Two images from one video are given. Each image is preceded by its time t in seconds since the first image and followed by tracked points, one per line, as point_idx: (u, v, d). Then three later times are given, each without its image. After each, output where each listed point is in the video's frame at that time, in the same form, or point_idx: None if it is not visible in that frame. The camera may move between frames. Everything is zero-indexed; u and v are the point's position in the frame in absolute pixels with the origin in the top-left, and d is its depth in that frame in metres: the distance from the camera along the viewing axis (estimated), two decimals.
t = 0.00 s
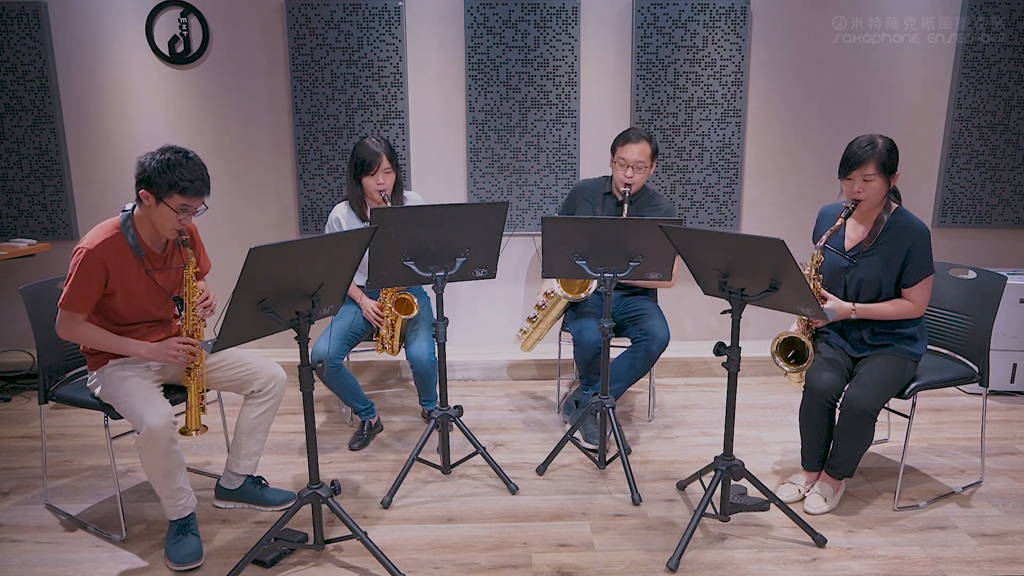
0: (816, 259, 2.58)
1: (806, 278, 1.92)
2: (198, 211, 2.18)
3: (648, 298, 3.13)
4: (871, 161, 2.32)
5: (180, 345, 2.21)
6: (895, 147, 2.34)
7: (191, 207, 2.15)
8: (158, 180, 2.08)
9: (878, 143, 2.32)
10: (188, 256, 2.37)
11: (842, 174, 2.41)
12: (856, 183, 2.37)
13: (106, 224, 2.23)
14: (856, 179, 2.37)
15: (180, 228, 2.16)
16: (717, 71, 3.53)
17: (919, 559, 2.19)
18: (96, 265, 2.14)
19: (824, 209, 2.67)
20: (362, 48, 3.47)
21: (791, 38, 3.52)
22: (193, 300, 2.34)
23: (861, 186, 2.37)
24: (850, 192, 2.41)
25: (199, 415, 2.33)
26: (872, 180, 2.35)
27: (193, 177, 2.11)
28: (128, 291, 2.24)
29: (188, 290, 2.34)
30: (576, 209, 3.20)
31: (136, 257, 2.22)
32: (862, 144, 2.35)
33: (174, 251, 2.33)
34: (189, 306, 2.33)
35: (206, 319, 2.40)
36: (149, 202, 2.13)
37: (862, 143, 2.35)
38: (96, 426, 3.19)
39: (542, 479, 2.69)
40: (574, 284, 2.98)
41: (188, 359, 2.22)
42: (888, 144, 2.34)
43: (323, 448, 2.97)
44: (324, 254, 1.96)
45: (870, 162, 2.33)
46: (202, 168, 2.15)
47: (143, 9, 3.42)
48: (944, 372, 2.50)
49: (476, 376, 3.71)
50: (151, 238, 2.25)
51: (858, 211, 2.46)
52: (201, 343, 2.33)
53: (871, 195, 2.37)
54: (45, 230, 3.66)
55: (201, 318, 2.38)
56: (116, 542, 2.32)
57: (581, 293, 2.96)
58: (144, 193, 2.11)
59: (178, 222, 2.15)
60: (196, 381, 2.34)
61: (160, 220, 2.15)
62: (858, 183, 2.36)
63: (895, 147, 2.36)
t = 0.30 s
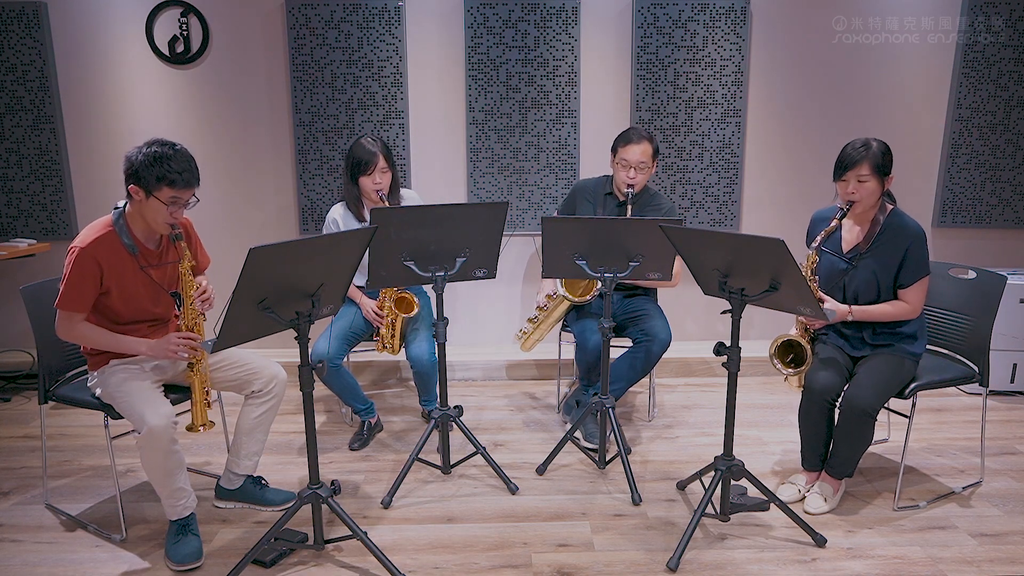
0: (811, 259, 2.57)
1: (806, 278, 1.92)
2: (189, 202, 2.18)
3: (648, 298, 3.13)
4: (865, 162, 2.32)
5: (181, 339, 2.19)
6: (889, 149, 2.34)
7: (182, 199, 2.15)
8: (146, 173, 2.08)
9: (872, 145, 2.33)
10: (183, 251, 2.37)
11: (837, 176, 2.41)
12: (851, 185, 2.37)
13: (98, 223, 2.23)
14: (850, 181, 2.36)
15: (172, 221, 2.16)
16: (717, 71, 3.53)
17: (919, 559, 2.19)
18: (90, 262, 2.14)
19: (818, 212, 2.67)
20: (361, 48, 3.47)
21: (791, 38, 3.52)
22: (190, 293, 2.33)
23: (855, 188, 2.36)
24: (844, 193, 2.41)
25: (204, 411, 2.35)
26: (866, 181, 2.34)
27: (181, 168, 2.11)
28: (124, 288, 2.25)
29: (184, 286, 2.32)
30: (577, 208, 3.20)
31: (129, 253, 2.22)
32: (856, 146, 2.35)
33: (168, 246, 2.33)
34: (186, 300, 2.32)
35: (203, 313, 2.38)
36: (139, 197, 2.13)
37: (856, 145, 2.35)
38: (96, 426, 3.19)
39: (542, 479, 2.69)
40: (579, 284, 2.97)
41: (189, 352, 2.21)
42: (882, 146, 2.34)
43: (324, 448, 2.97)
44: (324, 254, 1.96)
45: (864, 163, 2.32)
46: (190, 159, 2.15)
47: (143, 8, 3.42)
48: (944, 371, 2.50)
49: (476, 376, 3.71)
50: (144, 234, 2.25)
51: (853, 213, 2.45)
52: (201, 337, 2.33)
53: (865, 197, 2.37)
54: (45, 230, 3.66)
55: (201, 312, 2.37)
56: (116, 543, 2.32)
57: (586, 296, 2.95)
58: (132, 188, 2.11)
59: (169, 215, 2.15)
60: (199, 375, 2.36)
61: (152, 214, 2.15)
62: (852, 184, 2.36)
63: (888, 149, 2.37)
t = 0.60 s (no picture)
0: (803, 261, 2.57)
1: (806, 278, 1.92)
2: (179, 193, 2.18)
3: (648, 297, 3.13)
4: (853, 164, 2.33)
5: (181, 334, 2.17)
6: (877, 150, 2.35)
7: (171, 190, 2.15)
8: (133, 166, 2.09)
9: (860, 147, 2.33)
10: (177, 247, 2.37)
11: (827, 179, 2.42)
12: (840, 187, 2.37)
13: (90, 222, 2.23)
14: (840, 183, 2.37)
15: (163, 214, 2.16)
16: (717, 70, 3.53)
17: (919, 559, 2.19)
18: (85, 260, 2.15)
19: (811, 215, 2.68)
20: (362, 48, 3.47)
21: (791, 38, 3.52)
22: (187, 286, 2.33)
23: (845, 190, 2.37)
24: (834, 195, 2.41)
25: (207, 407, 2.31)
26: (854, 183, 2.35)
27: (167, 158, 2.12)
28: (121, 285, 2.25)
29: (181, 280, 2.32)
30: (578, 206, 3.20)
31: (123, 250, 2.22)
32: (845, 148, 2.36)
33: (162, 242, 2.34)
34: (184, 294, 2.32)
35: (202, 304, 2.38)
36: (128, 191, 2.14)
37: (844, 148, 2.37)
38: (96, 426, 3.19)
39: (542, 479, 2.69)
40: (582, 285, 2.93)
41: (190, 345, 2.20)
42: (870, 148, 2.34)
43: (324, 448, 2.97)
44: (324, 254, 1.96)
45: (852, 165, 2.33)
46: (176, 150, 2.15)
47: (143, 8, 3.42)
48: (944, 372, 2.50)
49: (476, 375, 3.71)
50: (137, 230, 2.26)
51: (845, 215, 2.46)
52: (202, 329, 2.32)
53: (855, 199, 2.37)
54: (45, 230, 3.66)
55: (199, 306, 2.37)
56: (116, 543, 2.32)
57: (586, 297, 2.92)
58: (121, 183, 2.12)
59: (160, 208, 2.15)
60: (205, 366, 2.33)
61: (144, 209, 2.15)
62: (841, 187, 2.37)
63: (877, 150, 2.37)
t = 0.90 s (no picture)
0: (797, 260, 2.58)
1: (806, 278, 1.92)
2: (166, 183, 2.18)
3: (648, 297, 3.13)
4: (842, 163, 2.33)
5: (184, 326, 2.17)
6: (867, 150, 2.35)
7: (158, 179, 2.15)
8: (117, 159, 2.09)
9: (850, 146, 2.34)
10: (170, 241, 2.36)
11: (817, 178, 2.42)
12: (830, 186, 2.37)
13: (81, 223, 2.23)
14: (830, 183, 2.37)
15: (153, 205, 2.16)
16: (717, 71, 3.53)
17: (919, 559, 2.19)
18: (79, 259, 2.14)
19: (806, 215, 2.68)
20: (362, 48, 3.47)
21: (791, 38, 3.52)
22: (185, 277, 2.30)
23: (835, 189, 2.36)
24: (825, 195, 2.41)
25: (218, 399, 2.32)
26: (844, 182, 2.34)
27: (149, 148, 2.12)
28: (118, 282, 2.25)
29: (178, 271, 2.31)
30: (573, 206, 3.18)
31: (117, 247, 2.22)
32: (835, 148, 2.37)
33: (156, 238, 2.33)
34: (183, 285, 2.30)
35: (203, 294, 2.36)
36: (116, 186, 2.14)
37: (834, 147, 2.37)
38: (96, 426, 3.19)
39: (542, 479, 2.69)
40: (584, 286, 2.94)
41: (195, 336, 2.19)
42: (859, 147, 2.34)
43: (323, 448, 2.97)
44: (324, 254, 1.96)
45: (841, 164, 2.33)
46: (157, 139, 2.16)
47: (143, 8, 3.42)
48: (944, 371, 2.50)
49: (476, 375, 3.71)
50: (129, 226, 2.26)
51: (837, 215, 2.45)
52: (204, 317, 2.30)
53: (846, 198, 2.37)
54: (45, 230, 3.66)
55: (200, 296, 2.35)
56: (116, 542, 2.32)
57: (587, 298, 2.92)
58: (108, 178, 2.12)
59: (148, 198, 2.14)
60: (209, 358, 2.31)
61: (133, 202, 2.15)
62: (832, 186, 2.37)
63: (868, 150, 2.37)
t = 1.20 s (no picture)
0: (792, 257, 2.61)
1: (806, 278, 1.92)
2: (149, 171, 2.18)
3: (647, 296, 3.13)
4: (841, 162, 2.33)
5: (186, 311, 2.18)
6: (867, 149, 2.35)
7: (140, 167, 2.15)
8: (96, 152, 2.10)
9: (849, 145, 2.34)
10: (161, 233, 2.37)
11: (816, 178, 2.42)
12: (828, 185, 2.37)
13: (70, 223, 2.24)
14: (828, 182, 2.37)
15: (138, 193, 2.16)
16: (717, 71, 3.53)
17: (919, 559, 2.19)
18: (72, 256, 2.14)
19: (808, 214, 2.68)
20: (362, 48, 3.47)
21: (791, 38, 3.52)
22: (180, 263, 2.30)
23: (834, 188, 2.37)
24: (823, 194, 2.42)
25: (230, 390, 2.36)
26: (842, 181, 2.35)
27: (127, 137, 2.13)
28: (114, 277, 2.25)
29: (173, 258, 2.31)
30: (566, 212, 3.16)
31: (109, 241, 2.22)
32: (834, 147, 2.37)
33: (147, 230, 2.33)
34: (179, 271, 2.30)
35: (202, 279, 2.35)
36: (100, 180, 2.15)
37: (833, 147, 2.37)
38: (96, 426, 3.19)
39: (542, 479, 2.69)
40: (579, 288, 2.96)
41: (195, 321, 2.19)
42: (859, 147, 2.34)
43: (323, 448, 2.97)
44: (324, 254, 1.96)
45: (840, 163, 2.33)
46: (133, 128, 2.17)
47: (143, 8, 3.42)
48: (944, 371, 2.51)
49: (476, 375, 3.71)
50: (119, 220, 2.26)
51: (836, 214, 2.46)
52: (203, 301, 2.30)
53: (845, 197, 2.37)
54: (45, 231, 3.67)
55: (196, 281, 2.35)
56: (116, 543, 2.32)
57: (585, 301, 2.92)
58: (91, 173, 2.13)
59: (133, 187, 2.15)
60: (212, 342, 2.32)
61: (120, 194, 2.15)
62: (830, 185, 2.37)
63: (868, 149, 2.37)
